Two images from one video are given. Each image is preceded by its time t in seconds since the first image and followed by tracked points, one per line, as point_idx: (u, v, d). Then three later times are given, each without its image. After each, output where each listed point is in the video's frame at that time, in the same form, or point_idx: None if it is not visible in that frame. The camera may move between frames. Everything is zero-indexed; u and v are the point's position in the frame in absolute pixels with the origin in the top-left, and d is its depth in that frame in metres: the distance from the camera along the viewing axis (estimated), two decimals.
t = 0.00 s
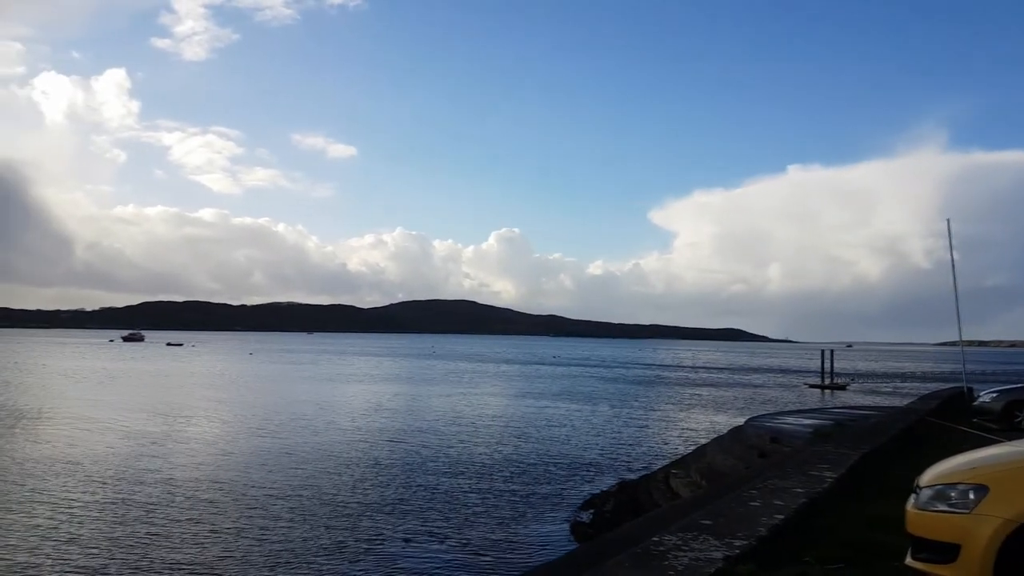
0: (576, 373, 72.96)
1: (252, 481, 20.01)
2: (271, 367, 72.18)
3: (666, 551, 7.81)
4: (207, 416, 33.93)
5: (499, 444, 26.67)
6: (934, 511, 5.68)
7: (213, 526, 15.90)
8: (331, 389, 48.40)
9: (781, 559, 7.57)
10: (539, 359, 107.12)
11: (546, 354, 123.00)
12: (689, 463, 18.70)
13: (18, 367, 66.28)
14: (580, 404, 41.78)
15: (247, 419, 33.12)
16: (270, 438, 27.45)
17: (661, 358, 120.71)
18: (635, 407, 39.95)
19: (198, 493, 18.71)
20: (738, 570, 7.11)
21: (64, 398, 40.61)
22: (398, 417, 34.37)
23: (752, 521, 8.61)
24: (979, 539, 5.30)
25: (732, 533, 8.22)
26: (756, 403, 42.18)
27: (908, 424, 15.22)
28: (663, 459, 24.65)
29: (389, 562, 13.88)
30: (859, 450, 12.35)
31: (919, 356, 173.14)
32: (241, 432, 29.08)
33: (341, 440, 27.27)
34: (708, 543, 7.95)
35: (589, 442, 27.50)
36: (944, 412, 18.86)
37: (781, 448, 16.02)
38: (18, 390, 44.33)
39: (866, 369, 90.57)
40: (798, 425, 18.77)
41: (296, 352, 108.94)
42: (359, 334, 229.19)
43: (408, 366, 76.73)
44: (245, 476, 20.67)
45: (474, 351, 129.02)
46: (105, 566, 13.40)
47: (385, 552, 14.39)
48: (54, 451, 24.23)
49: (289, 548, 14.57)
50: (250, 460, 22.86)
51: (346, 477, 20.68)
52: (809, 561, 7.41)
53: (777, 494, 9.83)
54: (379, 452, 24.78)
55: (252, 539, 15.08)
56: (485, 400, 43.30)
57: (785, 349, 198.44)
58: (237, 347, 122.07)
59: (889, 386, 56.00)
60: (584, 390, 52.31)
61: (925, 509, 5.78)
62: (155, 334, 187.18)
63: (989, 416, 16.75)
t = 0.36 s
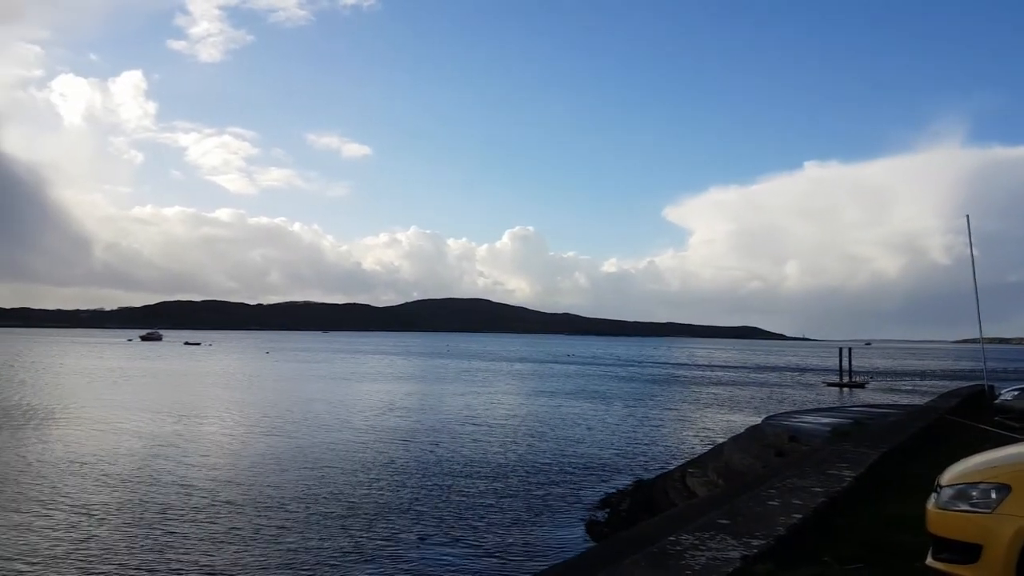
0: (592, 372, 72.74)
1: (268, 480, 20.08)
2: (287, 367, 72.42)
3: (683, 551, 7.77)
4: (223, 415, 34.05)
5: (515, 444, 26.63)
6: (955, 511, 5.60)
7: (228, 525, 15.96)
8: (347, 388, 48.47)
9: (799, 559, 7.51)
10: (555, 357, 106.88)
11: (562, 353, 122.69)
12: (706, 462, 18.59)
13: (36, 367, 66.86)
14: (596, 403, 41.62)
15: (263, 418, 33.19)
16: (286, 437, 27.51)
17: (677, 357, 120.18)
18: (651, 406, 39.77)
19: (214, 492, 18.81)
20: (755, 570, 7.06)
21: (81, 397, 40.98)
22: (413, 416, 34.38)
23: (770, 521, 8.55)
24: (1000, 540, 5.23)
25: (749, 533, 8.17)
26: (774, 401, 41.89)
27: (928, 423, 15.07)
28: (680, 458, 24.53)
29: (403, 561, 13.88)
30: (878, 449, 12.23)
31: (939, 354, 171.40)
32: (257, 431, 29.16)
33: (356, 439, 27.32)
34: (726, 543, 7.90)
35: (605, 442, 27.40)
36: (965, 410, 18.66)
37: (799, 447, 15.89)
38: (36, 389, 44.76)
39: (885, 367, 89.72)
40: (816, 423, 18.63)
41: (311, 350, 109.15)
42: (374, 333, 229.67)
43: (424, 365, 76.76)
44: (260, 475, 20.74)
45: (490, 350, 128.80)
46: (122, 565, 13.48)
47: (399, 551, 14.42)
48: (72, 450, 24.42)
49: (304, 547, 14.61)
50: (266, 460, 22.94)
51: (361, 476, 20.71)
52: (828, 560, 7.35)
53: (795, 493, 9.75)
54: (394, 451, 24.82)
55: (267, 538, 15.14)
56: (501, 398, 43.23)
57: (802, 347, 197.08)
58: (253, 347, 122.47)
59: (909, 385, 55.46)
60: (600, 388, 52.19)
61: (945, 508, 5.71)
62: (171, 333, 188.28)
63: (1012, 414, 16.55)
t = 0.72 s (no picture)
0: (608, 373, 72.58)
1: (286, 480, 20.22)
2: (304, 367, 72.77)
3: (702, 553, 7.74)
4: (241, 415, 34.26)
5: (532, 445, 26.65)
6: (979, 514, 5.55)
7: (246, 524, 16.07)
8: (363, 389, 48.66)
9: (820, 562, 7.46)
10: (570, 358, 106.52)
11: (578, 354, 122.28)
12: (724, 464, 18.52)
13: (56, 366, 67.48)
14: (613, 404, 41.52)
15: (281, 418, 33.37)
16: (304, 437, 27.67)
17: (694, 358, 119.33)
18: (669, 408, 39.64)
19: (231, 491, 18.94)
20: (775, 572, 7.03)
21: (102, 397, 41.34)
22: (430, 417, 34.46)
23: (790, 523, 8.51)
24: None
25: (769, 535, 8.14)
26: (793, 403, 41.63)
27: (950, 425, 14.94)
28: (699, 460, 24.44)
29: (420, 562, 13.93)
30: (899, 451, 12.14)
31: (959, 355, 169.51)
32: (275, 431, 29.34)
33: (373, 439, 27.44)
34: (746, 546, 7.86)
35: (622, 444, 27.34)
36: (989, 412, 18.47)
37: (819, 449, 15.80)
38: (57, 389, 45.21)
39: (906, 368, 88.89)
40: (836, 425, 18.51)
41: (328, 351, 109.54)
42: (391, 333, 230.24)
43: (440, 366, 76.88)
44: (278, 475, 20.88)
45: (506, 351, 128.73)
46: (141, 564, 13.60)
47: (417, 552, 14.50)
48: (92, 449, 24.64)
49: (322, 547, 14.71)
50: (284, 460, 23.09)
51: (378, 477, 20.78)
52: (849, 563, 7.31)
53: (815, 495, 9.71)
54: (411, 451, 24.91)
55: (286, 538, 15.26)
56: (517, 399, 43.26)
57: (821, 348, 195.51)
58: (271, 347, 123.05)
59: (930, 387, 54.92)
60: (617, 390, 52.04)
61: (969, 511, 5.65)
62: (190, 333, 189.78)
63: None
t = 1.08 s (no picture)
0: (625, 372, 72.33)
1: (303, 481, 20.30)
2: (321, 366, 73.06)
3: (721, 552, 7.70)
4: (258, 416, 34.46)
5: (548, 444, 26.62)
6: (1003, 512, 5.48)
7: (264, 525, 16.15)
8: (380, 388, 48.78)
9: (840, 562, 7.41)
10: (588, 357, 106.39)
11: (596, 353, 121.93)
12: (743, 463, 18.40)
13: (76, 368, 68.16)
14: (630, 403, 41.36)
15: (298, 418, 33.49)
16: (321, 438, 27.77)
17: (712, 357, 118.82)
18: (686, 406, 39.42)
19: (248, 492, 19.05)
20: (795, 571, 6.98)
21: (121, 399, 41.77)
22: (446, 417, 34.51)
23: (810, 522, 8.44)
24: None
25: (789, 534, 8.08)
26: (812, 402, 41.29)
27: (973, 422, 14.77)
28: (718, 459, 24.32)
29: (437, 561, 13.98)
30: (921, 448, 12.03)
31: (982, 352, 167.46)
32: (292, 431, 29.45)
33: (389, 439, 27.51)
34: (765, 544, 7.82)
35: (639, 443, 27.24)
36: (1012, 409, 18.25)
37: (840, 447, 15.66)
38: (77, 391, 45.70)
39: (927, 365, 87.99)
40: (856, 423, 18.35)
41: (345, 351, 109.79)
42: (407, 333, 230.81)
43: (456, 366, 77.00)
44: (295, 475, 20.98)
45: (523, 350, 128.41)
46: (161, 565, 13.72)
47: (434, 551, 14.54)
48: (111, 451, 24.85)
49: (340, 547, 14.78)
50: (301, 460, 23.18)
51: (394, 476, 20.83)
52: (870, 562, 7.25)
53: (836, 494, 9.62)
54: (428, 451, 24.95)
55: (304, 538, 15.33)
56: (534, 399, 43.19)
57: (840, 346, 193.92)
58: (288, 347, 123.39)
59: (952, 383, 54.32)
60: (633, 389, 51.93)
61: (992, 509, 5.58)
62: (208, 334, 191.22)
63: None
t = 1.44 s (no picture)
0: (645, 372, 72.12)
1: (324, 481, 20.45)
2: (340, 367, 73.41)
3: (742, 553, 7.68)
4: (278, 417, 34.70)
5: (567, 445, 26.64)
6: None
7: (284, 526, 16.29)
8: (400, 389, 48.95)
9: (863, 563, 7.36)
10: (606, 358, 106.00)
11: (614, 354, 121.40)
12: (764, 463, 18.32)
13: (97, 368, 68.94)
14: (649, 403, 41.23)
15: (318, 419, 33.70)
16: (341, 438, 27.94)
17: (732, 356, 118.04)
18: (707, 407, 39.23)
19: (268, 493, 19.21)
20: (817, 572, 6.94)
21: (143, 399, 42.21)
22: (465, 417, 34.60)
23: (832, 523, 8.38)
24: None
25: (811, 534, 8.04)
26: (834, 402, 40.96)
27: (998, 422, 14.60)
28: (737, 460, 24.25)
29: (458, 562, 14.05)
30: (945, 449, 11.91)
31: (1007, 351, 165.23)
32: (313, 432, 29.66)
33: (408, 440, 27.62)
34: (787, 545, 7.78)
35: (659, 443, 27.17)
36: None
37: (863, 448, 15.54)
38: (98, 392, 46.29)
39: (952, 365, 86.97)
40: (879, 423, 18.19)
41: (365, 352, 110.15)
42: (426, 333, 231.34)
43: (475, 366, 77.13)
44: (316, 476, 21.12)
45: (542, 351, 128.21)
46: (183, 565, 13.87)
47: (454, 552, 14.61)
48: (134, 452, 25.14)
49: (360, 547, 14.85)
50: (321, 461, 23.33)
51: (412, 477, 20.93)
52: (894, 563, 7.20)
53: (859, 494, 9.55)
54: (447, 452, 25.04)
55: (326, 539, 15.43)
56: (554, 399, 43.17)
57: (862, 345, 192.09)
58: (307, 348, 123.97)
59: (978, 383, 53.68)
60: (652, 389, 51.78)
61: (1016, 510, 5.52)
62: (229, 334, 192.93)
63: None
